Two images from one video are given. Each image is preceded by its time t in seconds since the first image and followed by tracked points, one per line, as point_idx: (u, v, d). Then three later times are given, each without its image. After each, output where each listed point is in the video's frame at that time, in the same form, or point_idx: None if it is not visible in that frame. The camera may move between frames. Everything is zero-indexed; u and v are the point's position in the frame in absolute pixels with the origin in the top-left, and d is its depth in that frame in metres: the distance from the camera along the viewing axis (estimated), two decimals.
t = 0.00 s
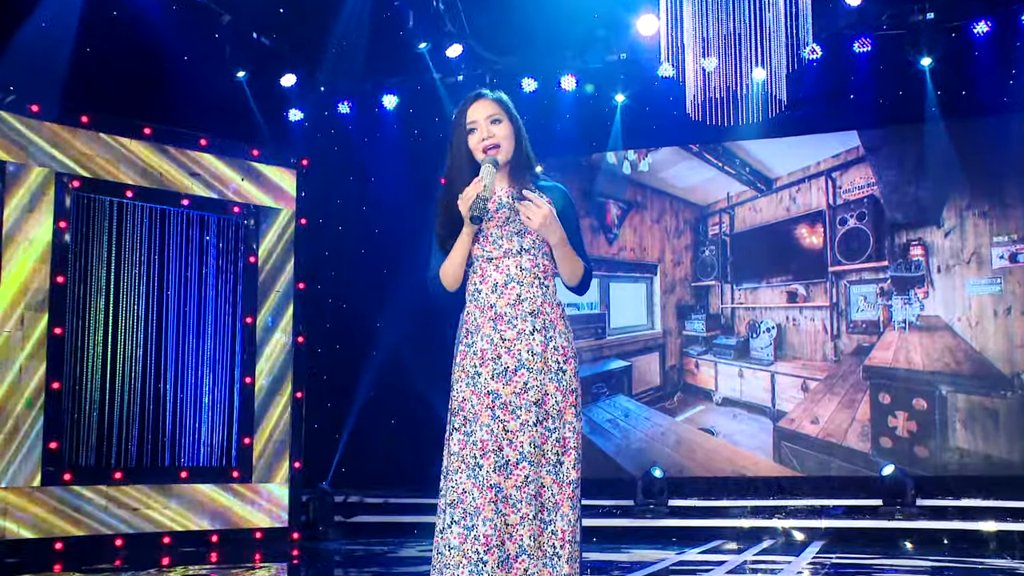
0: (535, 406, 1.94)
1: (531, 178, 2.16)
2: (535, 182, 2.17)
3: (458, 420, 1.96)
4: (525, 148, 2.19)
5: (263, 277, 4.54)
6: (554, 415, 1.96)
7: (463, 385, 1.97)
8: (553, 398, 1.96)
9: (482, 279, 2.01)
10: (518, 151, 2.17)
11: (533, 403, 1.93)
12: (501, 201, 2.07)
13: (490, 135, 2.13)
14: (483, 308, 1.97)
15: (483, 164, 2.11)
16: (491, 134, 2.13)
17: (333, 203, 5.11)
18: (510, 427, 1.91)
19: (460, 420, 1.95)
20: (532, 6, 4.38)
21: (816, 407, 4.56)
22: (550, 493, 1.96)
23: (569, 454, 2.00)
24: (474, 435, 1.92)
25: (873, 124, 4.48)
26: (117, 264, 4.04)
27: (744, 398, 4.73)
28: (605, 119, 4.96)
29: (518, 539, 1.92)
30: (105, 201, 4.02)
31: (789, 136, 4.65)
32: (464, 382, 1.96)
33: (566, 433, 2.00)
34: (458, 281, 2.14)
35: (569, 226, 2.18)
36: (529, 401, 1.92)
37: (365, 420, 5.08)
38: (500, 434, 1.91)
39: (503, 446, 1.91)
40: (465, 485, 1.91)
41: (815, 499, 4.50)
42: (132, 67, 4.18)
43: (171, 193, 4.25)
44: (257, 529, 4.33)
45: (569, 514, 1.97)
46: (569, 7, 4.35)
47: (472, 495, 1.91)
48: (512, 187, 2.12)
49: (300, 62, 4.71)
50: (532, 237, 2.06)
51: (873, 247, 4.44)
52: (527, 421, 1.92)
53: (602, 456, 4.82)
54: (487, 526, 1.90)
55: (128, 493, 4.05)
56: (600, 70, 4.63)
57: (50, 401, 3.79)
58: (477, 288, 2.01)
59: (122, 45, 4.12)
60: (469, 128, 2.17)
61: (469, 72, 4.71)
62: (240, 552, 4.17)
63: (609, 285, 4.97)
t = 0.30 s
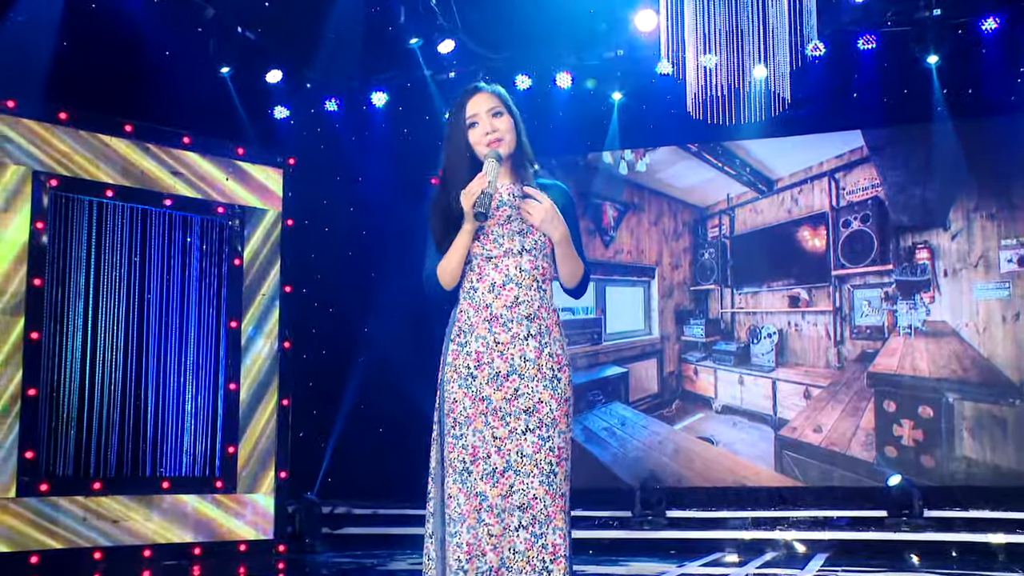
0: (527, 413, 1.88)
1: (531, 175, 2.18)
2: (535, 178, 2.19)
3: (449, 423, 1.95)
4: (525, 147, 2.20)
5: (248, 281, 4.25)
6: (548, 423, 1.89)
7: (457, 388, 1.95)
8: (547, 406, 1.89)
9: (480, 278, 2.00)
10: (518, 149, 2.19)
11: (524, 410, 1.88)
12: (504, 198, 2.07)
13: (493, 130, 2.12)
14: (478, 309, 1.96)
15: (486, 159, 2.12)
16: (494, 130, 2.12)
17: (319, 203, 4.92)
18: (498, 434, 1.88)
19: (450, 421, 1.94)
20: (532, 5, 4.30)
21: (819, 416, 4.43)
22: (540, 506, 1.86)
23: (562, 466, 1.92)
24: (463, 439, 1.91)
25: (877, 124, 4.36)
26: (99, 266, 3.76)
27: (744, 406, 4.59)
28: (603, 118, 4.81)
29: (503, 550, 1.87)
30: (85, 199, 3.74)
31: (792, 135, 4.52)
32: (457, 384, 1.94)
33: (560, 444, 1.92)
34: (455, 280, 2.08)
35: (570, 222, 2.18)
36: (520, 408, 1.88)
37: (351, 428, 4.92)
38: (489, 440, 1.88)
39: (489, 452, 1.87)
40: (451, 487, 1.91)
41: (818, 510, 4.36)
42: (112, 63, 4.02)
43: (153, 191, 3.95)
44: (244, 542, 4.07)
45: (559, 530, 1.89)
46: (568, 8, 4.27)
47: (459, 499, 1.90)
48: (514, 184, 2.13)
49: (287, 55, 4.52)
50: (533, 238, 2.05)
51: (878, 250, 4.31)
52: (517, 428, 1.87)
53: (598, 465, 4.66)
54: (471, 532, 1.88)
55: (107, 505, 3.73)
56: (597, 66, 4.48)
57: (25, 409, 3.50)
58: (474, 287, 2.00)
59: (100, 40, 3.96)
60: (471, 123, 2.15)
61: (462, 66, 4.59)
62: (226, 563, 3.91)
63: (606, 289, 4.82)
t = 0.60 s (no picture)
0: (531, 424, 1.89)
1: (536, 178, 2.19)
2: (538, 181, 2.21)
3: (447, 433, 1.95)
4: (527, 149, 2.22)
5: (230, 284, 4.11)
6: (553, 435, 1.90)
7: (455, 396, 1.96)
8: (552, 417, 1.91)
9: (484, 283, 2.01)
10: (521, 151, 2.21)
11: (527, 421, 1.88)
12: (509, 201, 2.07)
13: (499, 130, 2.13)
14: (482, 316, 1.97)
15: (495, 160, 2.11)
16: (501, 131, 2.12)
17: (304, 202, 4.75)
18: (501, 445, 1.88)
19: (448, 431, 1.94)
20: (532, 5, 4.14)
21: (822, 424, 4.29)
22: (546, 519, 1.85)
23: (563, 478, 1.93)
24: (462, 450, 1.91)
25: (881, 123, 4.23)
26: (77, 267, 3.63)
27: (745, 414, 4.46)
28: (598, 118, 4.67)
29: (504, 565, 1.84)
30: (64, 199, 3.60)
31: (794, 135, 4.39)
32: (457, 392, 1.94)
33: (562, 455, 1.93)
34: (459, 285, 2.07)
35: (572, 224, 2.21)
36: (525, 419, 1.89)
37: (340, 438, 4.74)
38: (490, 452, 1.89)
39: (491, 464, 1.88)
40: (447, 499, 1.91)
41: (822, 521, 4.21)
42: (88, 55, 3.84)
43: (133, 192, 3.81)
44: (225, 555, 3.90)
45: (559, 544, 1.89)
46: (569, 7, 4.12)
47: (454, 512, 1.90)
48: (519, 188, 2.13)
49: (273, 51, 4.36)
50: (539, 243, 2.08)
51: (883, 253, 4.17)
52: (521, 439, 1.87)
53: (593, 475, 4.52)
54: (468, 547, 1.87)
55: (84, 517, 3.56)
56: (594, 63, 4.35)
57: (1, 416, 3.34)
58: (478, 291, 2.01)
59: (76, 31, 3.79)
60: (475, 122, 2.14)
61: (453, 63, 4.42)
62: None
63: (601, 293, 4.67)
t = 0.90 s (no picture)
0: (545, 431, 1.96)
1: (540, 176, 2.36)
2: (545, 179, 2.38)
3: (458, 442, 1.99)
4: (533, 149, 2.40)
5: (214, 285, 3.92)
6: (566, 442, 1.99)
7: (464, 401, 2.01)
8: (564, 424, 1.99)
9: (492, 285, 2.09)
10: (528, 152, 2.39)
11: (541, 429, 1.97)
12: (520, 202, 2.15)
13: (507, 126, 2.19)
14: (492, 319, 2.05)
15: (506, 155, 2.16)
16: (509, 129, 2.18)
17: (290, 202, 4.58)
18: (515, 454, 1.95)
19: (458, 439, 1.99)
20: (532, 5, 4.11)
21: (824, 431, 4.16)
22: (564, 529, 1.92)
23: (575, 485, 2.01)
24: (476, 460, 1.96)
25: (887, 121, 4.11)
26: (54, 269, 3.47)
27: (745, 421, 4.32)
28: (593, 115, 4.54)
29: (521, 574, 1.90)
30: (42, 198, 3.44)
31: (795, 133, 4.27)
32: (467, 398, 2.00)
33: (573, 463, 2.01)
34: (465, 286, 2.14)
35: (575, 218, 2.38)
36: (539, 426, 1.96)
37: (325, 446, 4.57)
38: (505, 461, 1.96)
39: (506, 474, 1.95)
40: (460, 510, 1.95)
41: (824, 531, 4.09)
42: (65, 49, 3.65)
43: (113, 189, 3.64)
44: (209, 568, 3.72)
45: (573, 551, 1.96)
46: (566, 5, 4.09)
47: (469, 524, 1.94)
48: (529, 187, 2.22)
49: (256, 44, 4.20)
50: (549, 246, 2.16)
51: (887, 255, 4.05)
52: (535, 448, 1.95)
53: (590, 483, 4.37)
54: (485, 557, 1.93)
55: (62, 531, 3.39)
56: (590, 58, 4.20)
57: None
58: (486, 293, 2.09)
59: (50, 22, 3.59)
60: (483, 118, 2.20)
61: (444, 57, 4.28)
62: None
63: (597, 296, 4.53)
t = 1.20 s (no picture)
0: (553, 438, 1.87)
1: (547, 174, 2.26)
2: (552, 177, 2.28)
3: (464, 451, 1.91)
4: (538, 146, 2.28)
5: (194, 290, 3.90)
6: (575, 450, 1.89)
7: (470, 410, 1.93)
8: (572, 431, 1.90)
9: (498, 287, 2.01)
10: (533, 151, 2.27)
11: (548, 436, 1.87)
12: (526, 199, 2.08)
13: (510, 122, 2.12)
14: (498, 323, 1.97)
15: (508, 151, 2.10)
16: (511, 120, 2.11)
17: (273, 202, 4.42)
18: (523, 463, 1.86)
19: (465, 448, 1.91)
20: None
21: (827, 441, 4.02)
22: (572, 541, 1.82)
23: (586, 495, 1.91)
24: (483, 469, 1.87)
25: (890, 121, 3.99)
26: (31, 271, 3.36)
27: (744, 429, 4.19)
28: (588, 113, 4.41)
29: None
30: (18, 198, 3.30)
31: (796, 133, 4.14)
32: (473, 406, 1.92)
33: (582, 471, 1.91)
34: (470, 287, 2.07)
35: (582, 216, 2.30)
36: (547, 434, 1.87)
37: (312, 457, 4.39)
38: (512, 470, 1.86)
39: (514, 483, 1.85)
40: (467, 522, 1.86)
41: (827, 545, 3.96)
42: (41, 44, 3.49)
43: (92, 189, 3.53)
44: None
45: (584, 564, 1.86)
46: None
47: (476, 535, 1.85)
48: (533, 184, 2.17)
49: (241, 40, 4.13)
50: (555, 243, 2.08)
51: (892, 259, 3.93)
52: (543, 456, 1.86)
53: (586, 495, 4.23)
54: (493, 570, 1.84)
55: (37, 542, 3.28)
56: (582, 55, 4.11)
57: None
58: (492, 296, 2.01)
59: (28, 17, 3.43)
60: (484, 113, 2.14)
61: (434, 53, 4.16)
62: None
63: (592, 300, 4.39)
